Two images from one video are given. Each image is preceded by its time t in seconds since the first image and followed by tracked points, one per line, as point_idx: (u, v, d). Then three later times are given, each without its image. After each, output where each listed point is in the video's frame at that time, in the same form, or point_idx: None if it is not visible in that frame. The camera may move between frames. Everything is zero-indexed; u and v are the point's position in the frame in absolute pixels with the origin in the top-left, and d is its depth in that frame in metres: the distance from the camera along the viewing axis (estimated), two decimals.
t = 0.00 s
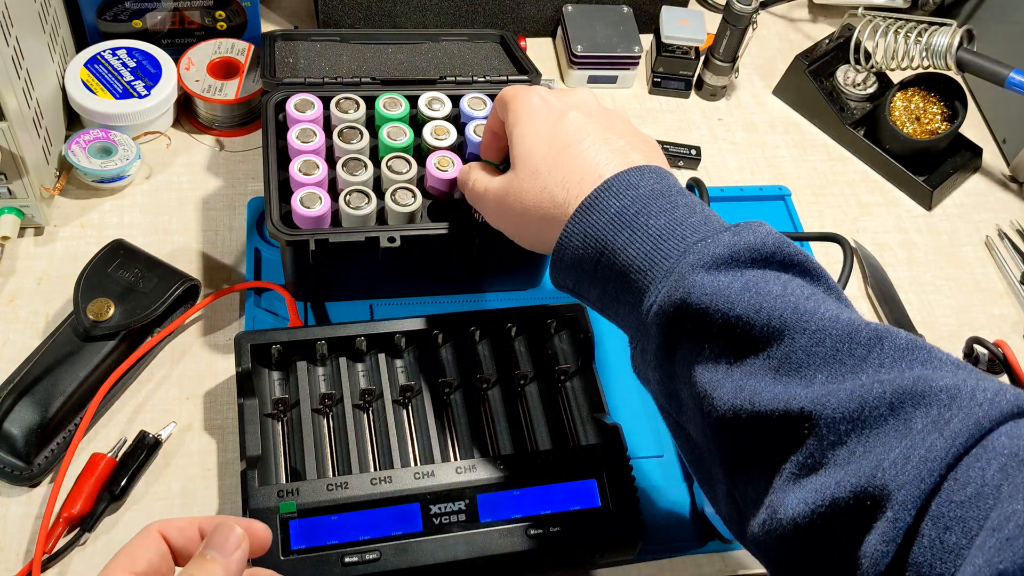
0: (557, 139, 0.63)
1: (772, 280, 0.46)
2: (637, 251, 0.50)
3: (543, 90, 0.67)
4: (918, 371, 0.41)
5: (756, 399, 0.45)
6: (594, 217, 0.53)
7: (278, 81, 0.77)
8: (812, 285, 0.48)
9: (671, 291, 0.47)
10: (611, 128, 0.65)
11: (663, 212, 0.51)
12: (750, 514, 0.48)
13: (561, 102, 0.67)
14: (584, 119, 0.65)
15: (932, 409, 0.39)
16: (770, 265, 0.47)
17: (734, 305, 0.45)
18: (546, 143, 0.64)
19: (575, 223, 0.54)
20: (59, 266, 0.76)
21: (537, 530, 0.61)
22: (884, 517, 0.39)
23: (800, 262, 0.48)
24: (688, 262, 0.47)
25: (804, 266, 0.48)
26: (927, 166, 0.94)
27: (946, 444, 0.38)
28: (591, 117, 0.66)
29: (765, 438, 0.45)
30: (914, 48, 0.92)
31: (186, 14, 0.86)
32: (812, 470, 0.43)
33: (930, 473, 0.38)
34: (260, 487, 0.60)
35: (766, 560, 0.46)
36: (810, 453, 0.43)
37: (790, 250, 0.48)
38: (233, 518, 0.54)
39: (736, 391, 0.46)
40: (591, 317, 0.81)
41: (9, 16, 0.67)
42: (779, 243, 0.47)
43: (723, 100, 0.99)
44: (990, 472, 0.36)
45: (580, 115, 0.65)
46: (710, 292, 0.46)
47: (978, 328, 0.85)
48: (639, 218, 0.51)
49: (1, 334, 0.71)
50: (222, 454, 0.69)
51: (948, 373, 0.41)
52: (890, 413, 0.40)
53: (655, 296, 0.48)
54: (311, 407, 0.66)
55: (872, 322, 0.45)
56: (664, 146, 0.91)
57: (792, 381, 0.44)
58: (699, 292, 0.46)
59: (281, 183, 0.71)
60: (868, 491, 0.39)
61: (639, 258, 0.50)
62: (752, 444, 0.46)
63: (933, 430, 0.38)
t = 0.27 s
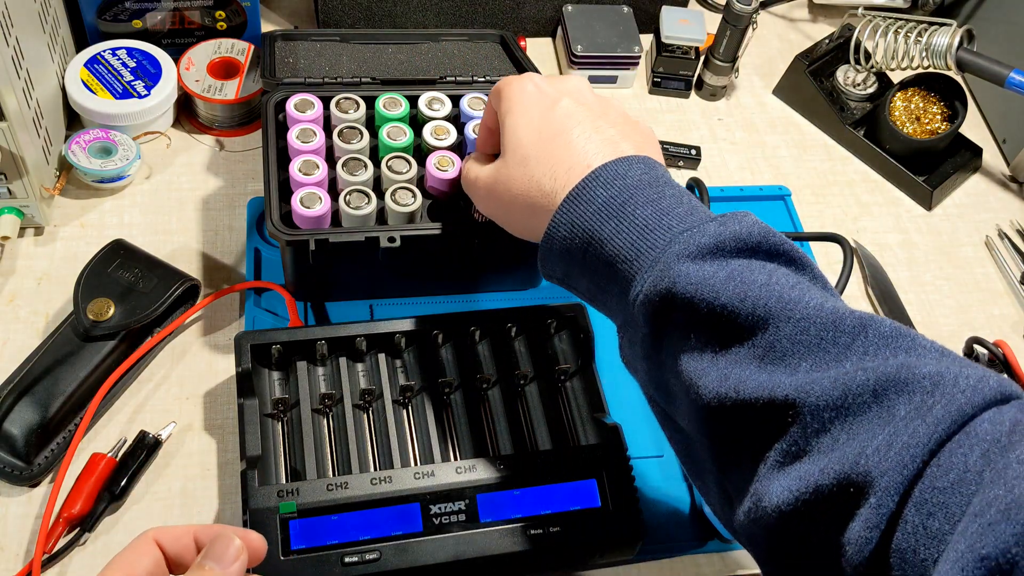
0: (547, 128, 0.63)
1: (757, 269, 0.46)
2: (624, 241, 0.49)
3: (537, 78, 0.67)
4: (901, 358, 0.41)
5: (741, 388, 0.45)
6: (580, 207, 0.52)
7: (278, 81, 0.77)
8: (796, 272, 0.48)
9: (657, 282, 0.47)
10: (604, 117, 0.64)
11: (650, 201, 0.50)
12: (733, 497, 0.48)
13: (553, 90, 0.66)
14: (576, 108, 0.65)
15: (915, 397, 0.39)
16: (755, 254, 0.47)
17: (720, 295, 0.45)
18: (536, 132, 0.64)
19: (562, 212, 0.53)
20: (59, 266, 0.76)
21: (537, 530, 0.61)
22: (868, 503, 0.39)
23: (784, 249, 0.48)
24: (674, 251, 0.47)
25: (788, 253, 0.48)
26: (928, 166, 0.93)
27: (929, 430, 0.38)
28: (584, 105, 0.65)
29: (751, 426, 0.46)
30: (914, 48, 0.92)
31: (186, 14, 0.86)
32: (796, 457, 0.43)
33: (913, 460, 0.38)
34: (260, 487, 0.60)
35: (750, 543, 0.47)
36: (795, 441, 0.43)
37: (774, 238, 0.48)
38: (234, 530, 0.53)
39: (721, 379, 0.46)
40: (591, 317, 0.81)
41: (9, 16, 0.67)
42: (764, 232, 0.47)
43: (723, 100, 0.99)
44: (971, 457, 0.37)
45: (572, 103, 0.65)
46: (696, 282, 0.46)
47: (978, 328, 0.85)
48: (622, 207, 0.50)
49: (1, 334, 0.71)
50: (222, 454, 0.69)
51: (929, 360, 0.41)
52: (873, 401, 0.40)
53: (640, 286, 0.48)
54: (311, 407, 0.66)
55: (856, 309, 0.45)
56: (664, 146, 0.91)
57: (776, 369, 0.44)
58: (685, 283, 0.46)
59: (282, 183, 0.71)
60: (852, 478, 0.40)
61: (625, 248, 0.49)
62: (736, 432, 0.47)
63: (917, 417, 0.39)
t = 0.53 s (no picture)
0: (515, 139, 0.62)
1: (728, 275, 0.46)
2: (594, 253, 0.49)
3: (509, 95, 0.67)
4: (872, 362, 0.41)
5: (719, 399, 0.45)
6: (551, 220, 0.52)
7: (278, 81, 0.77)
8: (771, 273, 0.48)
9: (629, 294, 0.47)
10: (576, 124, 0.63)
11: (619, 210, 0.50)
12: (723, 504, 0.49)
13: (523, 105, 0.66)
14: (547, 117, 0.64)
15: (889, 401, 0.40)
16: (727, 258, 0.47)
17: (691, 306, 0.45)
18: (505, 144, 0.63)
19: (532, 225, 0.53)
20: (59, 266, 0.76)
21: (537, 530, 0.61)
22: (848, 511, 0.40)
23: (755, 250, 0.48)
24: (644, 262, 0.47)
25: (760, 254, 0.48)
26: (928, 166, 0.94)
27: (903, 436, 0.39)
28: (554, 114, 0.64)
29: (732, 434, 0.46)
30: (914, 48, 0.92)
31: (186, 14, 0.86)
32: (777, 464, 0.44)
33: (889, 466, 0.39)
34: (260, 487, 0.60)
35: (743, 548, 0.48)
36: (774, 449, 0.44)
37: (745, 240, 0.47)
38: (228, 543, 0.53)
39: (698, 391, 0.47)
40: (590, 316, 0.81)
41: (9, 16, 0.67)
42: (732, 234, 0.47)
43: (723, 100, 0.99)
44: (948, 459, 0.37)
45: (542, 113, 0.64)
46: (666, 294, 0.46)
47: (978, 328, 0.85)
48: (592, 219, 0.50)
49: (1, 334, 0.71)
50: (222, 454, 0.69)
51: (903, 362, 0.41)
52: (848, 407, 0.41)
53: (613, 299, 0.48)
54: (311, 407, 0.66)
55: (829, 310, 0.45)
56: (664, 146, 0.91)
57: (751, 379, 0.45)
58: (656, 295, 0.46)
59: (282, 183, 0.71)
60: (830, 487, 0.40)
61: (596, 260, 0.49)
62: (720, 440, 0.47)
63: (891, 422, 0.39)
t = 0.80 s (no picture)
0: (528, 157, 0.61)
1: (728, 294, 0.46)
2: (598, 274, 0.49)
3: (523, 105, 0.65)
4: (869, 377, 0.41)
5: (716, 414, 0.45)
6: (558, 242, 0.52)
7: (278, 81, 0.77)
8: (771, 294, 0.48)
9: (631, 312, 0.47)
10: (588, 147, 0.61)
11: (623, 233, 0.50)
12: (715, 518, 0.49)
13: (538, 119, 0.64)
14: (560, 135, 0.62)
15: (885, 414, 0.40)
16: (728, 278, 0.47)
17: (693, 323, 0.45)
18: (516, 159, 0.61)
19: (538, 248, 0.53)
20: (59, 266, 0.76)
21: (538, 530, 0.61)
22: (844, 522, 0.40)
23: (756, 273, 0.48)
24: (646, 281, 0.47)
25: (761, 277, 0.48)
26: (928, 166, 0.93)
27: (899, 447, 0.39)
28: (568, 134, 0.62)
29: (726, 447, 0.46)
30: (914, 48, 0.91)
31: (186, 14, 0.86)
32: (771, 478, 0.44)
33: (885, 476, 0.39)
34: (260, 487, 0.60)
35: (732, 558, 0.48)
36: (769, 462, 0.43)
37: (746, 263, 0.48)
38: (235, 549, 0.54)
39: (696, 407, 0.46)
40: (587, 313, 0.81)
41: (9, 16, 0.67)
42: (735, 256, 0.47)
43: (723, 100, 0.99)
44: (944, 470, 0.38)
45: (556, 131, 0.62)
46: (669, 312, 0.46)
47: (978, 328, 0.85)
48: (596, 238, 0.50)
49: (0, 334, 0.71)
50: (222, 454, 0.69)
51: (900, 377, 0.41)
52: (845, 420, 0.41)
53: (615, 317, 0.48)
54: (311, 407, 0.66)
55: (826, 328, 0.45)
56: (664, 146, 0.91)
57: (749, 394, 0.44)
58: (658, 312, 0.46)
59: (282, 182, 0.71)
60: (826, 498, 0.40)
61: (599, 281, 0.49)
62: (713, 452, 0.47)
63: (888, 435, 0.39)
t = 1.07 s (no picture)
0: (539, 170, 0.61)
1: (742, 305, 0.47)
2: (613, 286, 0.50)
3: (524, 113, 0.64)
4: (881, 386, 0.42)
5: (729, 423, 0.45)
6: (573, 253, 0.53)
7: (278, 81, 0.77)
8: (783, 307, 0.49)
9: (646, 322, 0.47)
10: (593, 157, 0.62)
11: (638, 245, 0.50)
12: (727, 527, 0.49)
13: (541, 128, 0.63)
14: (567, 146, 0.62)
15: (898, 422, 0.40)
16: (742, 289, 0.47)
17: (708, 333, 0.45)
18: (526, 172, 0.61)
19: (552, 260, 0.53)
20: (58, 266, 0.76)
21: (538, 530, 0.61)
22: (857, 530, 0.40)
23: (769, 286, 0.48)
24: (661, 292, 0.47)
25: (774, 290, 0.48)
26: (928, 166, 0.93)
27: (912, 456, 0.39)
28: (574, 144, 0.63)
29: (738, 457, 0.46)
30: (914, 48, 0.91)
31: (186, 14, 0.86)
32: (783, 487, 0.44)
33: (898, 484, 0.39)
34: (260, 487, 0.60)
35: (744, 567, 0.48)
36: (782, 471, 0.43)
37: (759, 275, 0.48)
38: (241, 554, 0.53)
39: (709, 415, 0.46)
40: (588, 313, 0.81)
41: (9, 17, 0.67)
42: (749, 269, 0.48)
43: (723, 101, 0.99)
44: (957, 478, 0.38)
45: (562, 141, 0.63)
46: (683, 322, 0.46)
47: (978, 328, 0.85)
48: (612, 251, 0.51)
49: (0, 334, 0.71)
50: (222, 454, 0.69)
51: (913, 387, 0.42)
52: (857, 428, 0.41)
53: (629, 328, 0.48)
54: (311, 407, 0.66)
55: (838, 339, 0.45)
56: (664, 146, 0.91)
57: (762, 402, 0.44)
58: (673, 323, 0.46)
59: (282, 182, 0.71)
60: (838, 505, 0.40)
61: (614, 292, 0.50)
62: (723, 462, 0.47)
63: (901, 443, 0.40)
